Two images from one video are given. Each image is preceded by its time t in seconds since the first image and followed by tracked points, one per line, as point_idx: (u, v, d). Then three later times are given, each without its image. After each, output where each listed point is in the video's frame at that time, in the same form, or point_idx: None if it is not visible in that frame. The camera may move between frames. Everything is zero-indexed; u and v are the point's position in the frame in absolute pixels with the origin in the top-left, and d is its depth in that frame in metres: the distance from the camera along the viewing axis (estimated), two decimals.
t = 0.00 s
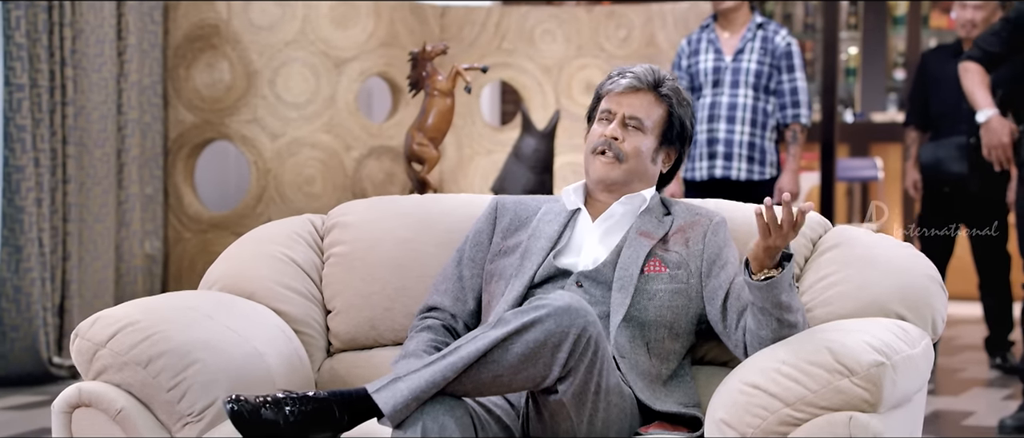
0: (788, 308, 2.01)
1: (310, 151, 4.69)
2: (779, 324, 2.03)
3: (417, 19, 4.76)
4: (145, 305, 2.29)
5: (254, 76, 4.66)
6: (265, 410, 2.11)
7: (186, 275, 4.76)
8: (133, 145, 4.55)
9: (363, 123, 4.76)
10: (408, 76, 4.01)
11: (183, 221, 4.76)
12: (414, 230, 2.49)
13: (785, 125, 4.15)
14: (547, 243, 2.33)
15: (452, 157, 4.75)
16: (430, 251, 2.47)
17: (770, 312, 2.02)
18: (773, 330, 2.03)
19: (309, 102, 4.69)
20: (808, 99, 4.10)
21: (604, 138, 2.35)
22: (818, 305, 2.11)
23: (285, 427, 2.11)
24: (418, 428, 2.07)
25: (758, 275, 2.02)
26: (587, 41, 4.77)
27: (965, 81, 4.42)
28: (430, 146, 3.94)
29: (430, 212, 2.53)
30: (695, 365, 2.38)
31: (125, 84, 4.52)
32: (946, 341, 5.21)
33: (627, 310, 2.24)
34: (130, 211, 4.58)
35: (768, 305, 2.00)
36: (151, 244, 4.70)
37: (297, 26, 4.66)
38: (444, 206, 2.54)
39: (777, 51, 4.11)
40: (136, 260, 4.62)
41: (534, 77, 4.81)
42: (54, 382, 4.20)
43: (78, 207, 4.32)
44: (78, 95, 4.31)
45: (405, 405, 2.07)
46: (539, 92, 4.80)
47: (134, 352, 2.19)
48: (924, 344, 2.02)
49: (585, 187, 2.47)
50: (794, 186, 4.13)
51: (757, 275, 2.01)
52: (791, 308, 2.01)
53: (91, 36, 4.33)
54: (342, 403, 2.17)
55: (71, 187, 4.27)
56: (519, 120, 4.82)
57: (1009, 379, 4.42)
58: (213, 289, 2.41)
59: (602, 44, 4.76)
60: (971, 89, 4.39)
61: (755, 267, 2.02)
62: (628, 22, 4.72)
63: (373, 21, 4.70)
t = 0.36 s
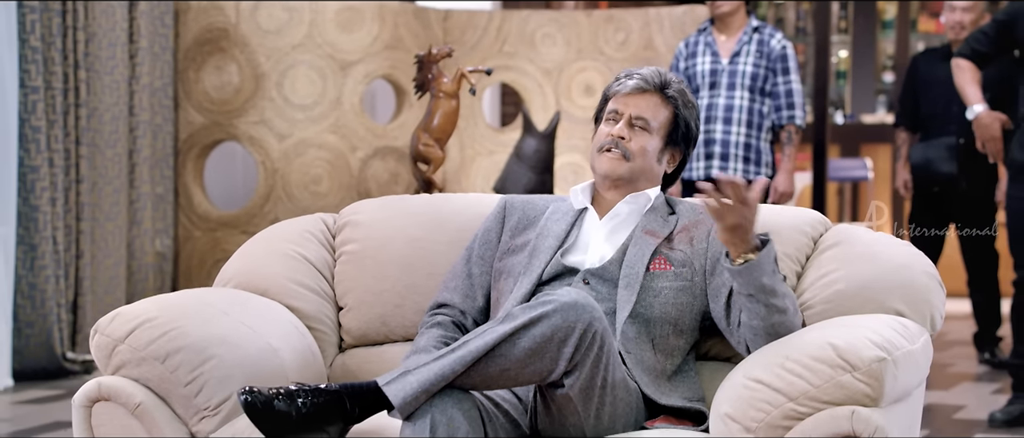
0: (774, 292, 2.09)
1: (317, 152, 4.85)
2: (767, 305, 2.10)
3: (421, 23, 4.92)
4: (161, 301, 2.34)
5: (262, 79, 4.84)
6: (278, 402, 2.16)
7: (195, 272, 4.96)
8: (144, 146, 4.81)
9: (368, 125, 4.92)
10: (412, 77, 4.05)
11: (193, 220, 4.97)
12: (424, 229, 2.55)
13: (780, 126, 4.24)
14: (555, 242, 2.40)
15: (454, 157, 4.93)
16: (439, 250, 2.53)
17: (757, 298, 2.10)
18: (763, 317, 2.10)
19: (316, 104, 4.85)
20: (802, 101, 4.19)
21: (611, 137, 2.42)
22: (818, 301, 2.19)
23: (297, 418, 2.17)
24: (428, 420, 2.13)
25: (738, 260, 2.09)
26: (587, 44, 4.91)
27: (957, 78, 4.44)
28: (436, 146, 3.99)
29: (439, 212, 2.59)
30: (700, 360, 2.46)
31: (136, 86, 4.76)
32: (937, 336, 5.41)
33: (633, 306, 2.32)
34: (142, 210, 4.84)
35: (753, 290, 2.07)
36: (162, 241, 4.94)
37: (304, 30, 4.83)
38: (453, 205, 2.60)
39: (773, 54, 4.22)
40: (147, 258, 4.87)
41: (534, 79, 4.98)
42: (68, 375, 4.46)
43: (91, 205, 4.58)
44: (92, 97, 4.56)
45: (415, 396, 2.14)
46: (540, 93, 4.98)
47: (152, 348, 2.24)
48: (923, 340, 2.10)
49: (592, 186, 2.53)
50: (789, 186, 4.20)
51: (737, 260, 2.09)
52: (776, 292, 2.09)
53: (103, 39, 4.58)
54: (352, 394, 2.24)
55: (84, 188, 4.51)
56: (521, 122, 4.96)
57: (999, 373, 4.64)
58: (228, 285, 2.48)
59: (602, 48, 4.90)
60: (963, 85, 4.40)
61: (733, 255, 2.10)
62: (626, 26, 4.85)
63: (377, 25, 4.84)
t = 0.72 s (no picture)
0: (754, 293, 2.20)
1: (322, 152, 5.02)
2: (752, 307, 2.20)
3: (423, 25, 5.01)
4: (177, 297, 2.39)
5: (269, 80, 5.03)
6: (293, 395, 2.21)
7: (203, 269, 5.15)
8: (154, 146, 5.04)
9: (371, 124, 5.03)
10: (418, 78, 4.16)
11: (201, 218, 5.17)
12: (434, 227, 2.61)
13: (776, 126, 4.39)
14: (562, 240, 2.47)
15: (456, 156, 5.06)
16: (448, 247, 2.59)
17: (739, 300, 2.21)
18: (750, 320, 2.21)
19: (322, 105, 5.02)
20: (797, 102, 4.34)
21: (617, 136, 2.50)
22: (819, 298, 2.29)
23: (311, 411, 2.22)
24: (439, 413, 2.18)
25: (711, 267, 2.22)
26: (585, 47, 5.04)
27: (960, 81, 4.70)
28: (441, 146, 4.09)
29: (448, 210, 2.65)
30: (704, 355, 2.52)
31: (147, 88, 4.99)
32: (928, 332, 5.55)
33: (638, 303, 2.39)
34: (152, 208, 5.06)
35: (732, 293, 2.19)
36: (173, 239, 5.15)
37: (309, 33, 4.98)
38: (462, 204, 2.66)
39: (768, 56, 4.38)
40: (156, 255, 5.09)
41: (534, 81, 5.10)
42: (81, 370, 4.64)
43: (102, 203, 4.83)
44: (104, 98, 4.81)
45: (426, 390, 2.18)
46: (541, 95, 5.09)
47: (169, 343, 2.29)
48: (922, 336, 2.16)
49: (597, 185, 2.60)
50: (783, 185, 4.41)
51: (710, 266, 2.22)
52: (757, 293, 2.20)
53: (114, 42, 4.83)
54: (365, 389, 2.28)
55: (96, 186, 4.77)
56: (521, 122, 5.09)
57: (987, 366, 4.80)
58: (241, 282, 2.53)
59: (600, 51, 5.03)
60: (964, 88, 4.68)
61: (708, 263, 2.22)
62: (625, 29, 4.98)
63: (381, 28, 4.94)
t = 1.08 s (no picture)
0: (774, 294, 2.25)
1: (323, 150, 5.11)
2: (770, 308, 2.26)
3: (422, 26, 5.11)
4: (188, 293, 2.44)
5: (271, 80, 5.13)
6: (304, 391, 2.23)
7: (207, 265, 5.30)
8: (160, 144, 5.13)
9: (370, 122, 5.14)
10: (420, 78, 4.21)
11: (205, 215, 5.30)
12: (437, 223, 2.66)
13: (768, 126, 4.50)
14: (565, 237, 2.53)
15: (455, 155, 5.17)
16: (452, 243, 2.64)
17: (758, 300, 2.26)
18: (763, 318, 2.26)
19: (323, 104, 5.11)
20: (789, 102, 4.46)
21: (617, 134, 2.55)
22: (817, 294, 2.34)
23: (321, 407, 2.23)
24: (448, 408, 2.23)
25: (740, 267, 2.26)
26: (581, 47, 5.20)
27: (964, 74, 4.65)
28: (442, 145, 4.17)
29: (451, 207, 2.70)
30: (704, 350, 2.58)
31: (152, 88, 5.09)
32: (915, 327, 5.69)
33: (640, 299, 2.44)
34: (157, 205, 5.18)
35: (756, 293, 2.24)
36: (177, 236, 5.26)
37: (311, 34, 5.08)
38: (465, 201, 2.71)
39: (761, 57, 4.49)
40: (162, 251, 5.19)
41: (530, 81, 5.25)
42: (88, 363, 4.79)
43: (109, 200, 4.94)
44: (110, 98, 4.91)
45: (433, 386, 2.23)
46: (537, 94, 5.26)
47: (179, 338, 2.33)
48: (918, 330, 2.24)
49: (598, 184, 2.66)
50: (775, 183, 4.55)
51: (738, 267, 2.26)
52: (776, 294, 2.25)
53: (120, 43, 4.92)
54: (375, 384, 2.30)
55: (102, 184, 4.87)
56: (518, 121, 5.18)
57: (973, 360, 4.91)
58: (249, 278, 2.57)
59: (594, 51, 5.19)
60: (967, 80, 4.67)
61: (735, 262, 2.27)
62: (619, 30, 5.14)
63: (381, 29, 5.03)
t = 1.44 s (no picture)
0: (751, 279, 2.32)
1: (323, 149, 5.16)
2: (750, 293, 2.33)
3: (421, 27, 5.23)
4: (193, 289, 2.47)
5: (271, 80, 5.16)
6: (309, 386, 2.25)
7: (208, 262, 5.34)
8: (161, 143, 5.27)
9: (369, 122, 5.22)
10: (419, 78, 4.32)
11: (207, 213, 5.36)
12: (439, 221, 2.71)
13: (760, 125, 4.58)
14: (565, 234, 2.58)
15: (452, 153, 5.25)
16: (453, 240, 2.68)
17: (739, 288, 2.33)
18: (747, 307, 2.33)
19: (322, 103, 5.16)
20: (780, 101, 4.53)
21: (622, 125, 2.64)
22: (811, 290, 2.41)
23: (326, 401, 2.26)
24: (451, 403, 2.25)
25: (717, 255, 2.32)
26: (575, 47, 5.28)
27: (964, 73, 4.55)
28: (441, 143, 4.25)
29: (452, 205, 2.74)
30: (701, 345, 2.64)
31: (154, 87, 5.24)
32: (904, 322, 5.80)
33: (639, 294, 2.50)
34: (159, 203, 5.30)
35: (732, 280, 2.31)
36: (179, 233, 5.37)
37: (310, 35, 5.13)
38: (467, 198, 2.76)
39: (752, 57, 4.57)
40: (164, 249, 5.33)
41: (526, 80, 5.33)
42: (91, 358, 4.95)
43: (112, 199, 5.10)
44: (113, 97, 5.10)
45: (437, 381, 2.25)
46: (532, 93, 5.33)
47: (186, 333, 2.37)
48: (911, 325, 2.30)
49: (598, 181, 2.72)
50: (767, 181, 4.62)
51: (716, 255, 2.33)
52: (754, 280, 2.32)
53: (123, 44, 5.11)
54: (379, 380, 2.34)
55: (105, 182, 5.04)
56: (513, 119, 5.25)
57: (959, 354, 5.02)
58: (253, 274, 2.61)
59: (589, 51, 5.27)
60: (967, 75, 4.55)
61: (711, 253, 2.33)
62: (614, 30, 5.22)
63: (380, 29, 5.14)
